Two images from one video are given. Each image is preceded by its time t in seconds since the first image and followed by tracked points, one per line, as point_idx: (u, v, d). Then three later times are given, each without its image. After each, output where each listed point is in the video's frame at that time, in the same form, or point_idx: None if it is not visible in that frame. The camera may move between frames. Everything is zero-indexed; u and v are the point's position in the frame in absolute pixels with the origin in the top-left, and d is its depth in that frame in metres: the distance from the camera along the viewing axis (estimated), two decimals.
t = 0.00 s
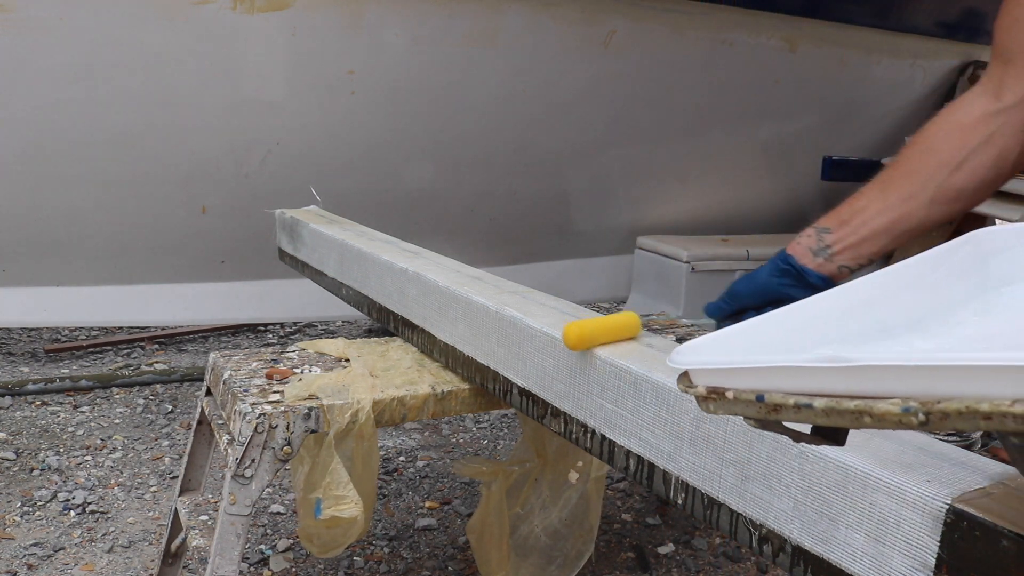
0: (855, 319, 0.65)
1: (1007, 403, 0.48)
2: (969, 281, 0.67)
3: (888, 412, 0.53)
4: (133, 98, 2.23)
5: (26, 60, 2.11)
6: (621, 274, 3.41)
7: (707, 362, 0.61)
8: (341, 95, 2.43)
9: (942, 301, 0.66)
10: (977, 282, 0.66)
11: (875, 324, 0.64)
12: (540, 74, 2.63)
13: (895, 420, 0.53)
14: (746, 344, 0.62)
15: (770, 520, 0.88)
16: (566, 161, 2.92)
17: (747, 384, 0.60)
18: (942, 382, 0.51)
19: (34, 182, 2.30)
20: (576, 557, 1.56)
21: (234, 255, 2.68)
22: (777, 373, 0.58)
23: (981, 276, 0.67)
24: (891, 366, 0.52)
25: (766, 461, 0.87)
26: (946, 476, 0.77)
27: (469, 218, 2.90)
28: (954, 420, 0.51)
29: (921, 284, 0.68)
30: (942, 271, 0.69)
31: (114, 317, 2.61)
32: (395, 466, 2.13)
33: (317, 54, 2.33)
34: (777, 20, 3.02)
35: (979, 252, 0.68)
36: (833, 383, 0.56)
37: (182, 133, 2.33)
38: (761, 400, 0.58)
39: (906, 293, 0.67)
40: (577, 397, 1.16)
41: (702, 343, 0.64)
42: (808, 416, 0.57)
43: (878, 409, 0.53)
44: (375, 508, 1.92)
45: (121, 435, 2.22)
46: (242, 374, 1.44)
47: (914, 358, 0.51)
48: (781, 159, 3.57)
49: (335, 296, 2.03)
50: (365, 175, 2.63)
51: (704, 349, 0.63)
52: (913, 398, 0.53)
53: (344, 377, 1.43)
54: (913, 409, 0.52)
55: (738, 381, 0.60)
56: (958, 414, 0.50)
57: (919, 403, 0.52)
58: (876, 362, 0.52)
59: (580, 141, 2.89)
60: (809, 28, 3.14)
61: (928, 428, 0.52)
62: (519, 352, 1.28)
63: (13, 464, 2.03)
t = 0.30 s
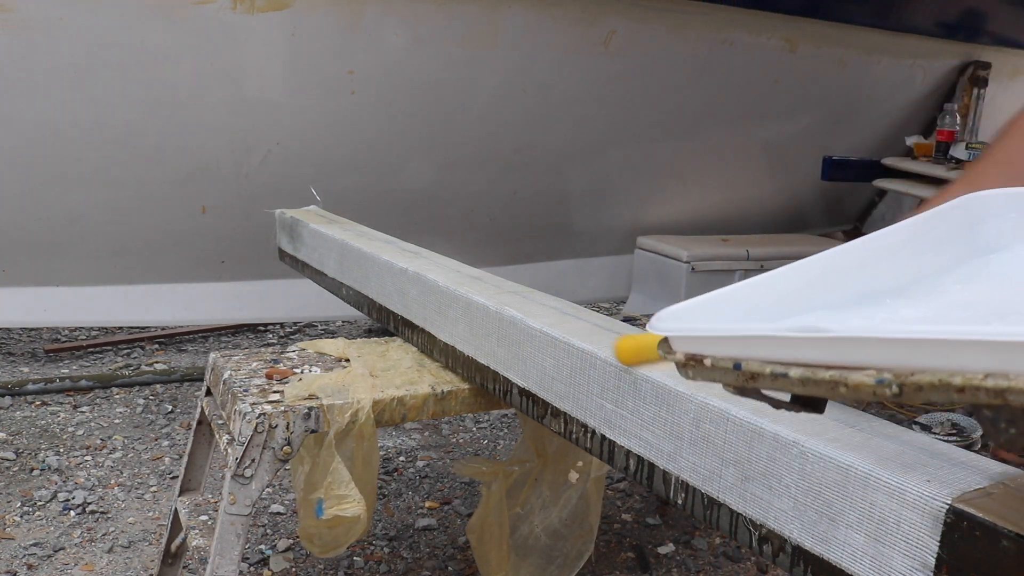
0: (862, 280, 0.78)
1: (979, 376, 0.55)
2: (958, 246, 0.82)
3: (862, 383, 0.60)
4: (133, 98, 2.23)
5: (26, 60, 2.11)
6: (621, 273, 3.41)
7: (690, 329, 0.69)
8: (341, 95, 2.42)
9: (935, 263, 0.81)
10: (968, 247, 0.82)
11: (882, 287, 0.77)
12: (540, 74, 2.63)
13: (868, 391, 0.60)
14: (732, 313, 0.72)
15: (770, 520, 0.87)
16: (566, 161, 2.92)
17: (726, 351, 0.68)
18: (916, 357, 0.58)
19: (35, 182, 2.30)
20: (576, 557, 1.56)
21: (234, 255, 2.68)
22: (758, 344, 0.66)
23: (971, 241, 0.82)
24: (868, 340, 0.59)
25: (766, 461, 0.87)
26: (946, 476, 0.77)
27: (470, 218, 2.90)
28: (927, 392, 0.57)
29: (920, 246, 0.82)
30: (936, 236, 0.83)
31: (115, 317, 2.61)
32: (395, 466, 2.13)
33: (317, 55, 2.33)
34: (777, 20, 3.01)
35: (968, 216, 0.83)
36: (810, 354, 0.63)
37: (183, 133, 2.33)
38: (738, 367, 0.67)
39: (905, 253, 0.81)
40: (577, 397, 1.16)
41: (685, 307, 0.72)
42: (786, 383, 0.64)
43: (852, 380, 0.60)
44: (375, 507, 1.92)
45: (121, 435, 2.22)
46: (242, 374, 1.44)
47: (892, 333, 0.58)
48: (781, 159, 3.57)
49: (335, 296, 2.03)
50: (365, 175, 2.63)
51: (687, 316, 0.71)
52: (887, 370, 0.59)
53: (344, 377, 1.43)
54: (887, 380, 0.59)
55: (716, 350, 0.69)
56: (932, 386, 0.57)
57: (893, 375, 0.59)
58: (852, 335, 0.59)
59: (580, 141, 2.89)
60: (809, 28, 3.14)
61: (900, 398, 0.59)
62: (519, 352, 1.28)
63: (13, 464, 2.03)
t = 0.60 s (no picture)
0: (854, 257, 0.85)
1: (948, 378, 0.54)
2: (939, 229, 0.91)
3: (830, 382, 0.59)
4: (132, 98, 2.23)
5: (26, 60, 2.11)
6: (620, 273, 3.41)
7: (659, 321, 0.69)
8: (341, 95, 2.42)
9: (918, 244, 0.89)
10: (942, 252, 0.88)
11: (855, 277, 0.82)
12: (540, 74, 2.63)
13: (835, 389, 0.59)
14: (707, 303, 0.73)
15: (770, 520, 0.87)
16: (566, 161, 2.92)
17: (697, 344, 0.67)
18: (883, 356, 0.57)
19: (35, 182, 2.30)
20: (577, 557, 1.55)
21: (234, 255, 2.68)
22: (728, 338, 0.65)
23: (950, 224, 0.92)
24: (840, 336, 0.58)
25: (766, 461, 0.87)
26: (946, 477, 0.77)
27: (469, 218, 2.90)
28: (895, 393, 0.57)
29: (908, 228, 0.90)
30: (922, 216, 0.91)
31: (114, 317, 2.61)
32: (395, 466, 2.13)
33: (317, 54, 2.33)
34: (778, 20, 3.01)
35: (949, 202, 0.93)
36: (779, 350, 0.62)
37: (182, 133, 2.33)
38: (705, 361, 0.66)
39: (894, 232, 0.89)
40: (577, 397, 1.16)
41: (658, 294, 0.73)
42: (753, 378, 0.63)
43: (821, 378, 0.59)
44: (375, 507, 1.92)
45: (121, 435, 2.23)
46: (242, 374, 1.44)
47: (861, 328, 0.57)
48: (781, 159, 3.57)
49: (335, 295, 2.03)
50: (365, 175, 2.63)
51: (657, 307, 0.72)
52: (855, 369, 0.59)
53: (344, 377, 1.43)
54: (854, 380, 0.58)
55: (685, 342, 0.68)
56: (900, 386, 0.56)
57: (860, 374, 0.58)
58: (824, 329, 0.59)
59: (580, 141, 2.89)
60: (809, 28, 3.14)
61: (867, 398, 0.58)
62: (519, 352, 1.28)
63: (13, 464, 2.03)
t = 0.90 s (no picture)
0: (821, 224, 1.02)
1: (874, 292, 0.80)
2: (937, 204, 1.01)
3: (771, 300, 0.88)
4: (133, 98, 2.23)
5: (27, 60, 2.11)
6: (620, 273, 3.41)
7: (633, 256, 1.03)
8: (341, 95, 2.42)
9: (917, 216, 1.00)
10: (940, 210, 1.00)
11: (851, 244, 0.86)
12: (540, 74, 2.63)
13: (774, 305, 0.88)
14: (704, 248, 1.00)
15: (770, 520, 0.87)
16: (566, 161, 2.92)
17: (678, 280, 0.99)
18: (817, 279, 0.85)
19: (35, 182, 2.30)
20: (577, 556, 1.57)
21: (235, 255, 2.68)
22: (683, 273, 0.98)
23: (944, 203, 1.01)
24: (780, 258, 0.86)
25: (766, 461, 0.87)
26: (946, 477, 0.77)
27: (470, 218, 2.90)
28: (828, 309, 0.84)
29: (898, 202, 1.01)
30: (912, 193, 1.02)
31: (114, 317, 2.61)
32: (395, 466, 2.13)
33: (317, 54, 2.33)
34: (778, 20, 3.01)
35: (949, 176, 1.02)
36: (722, 279, 0.93)
37: (183, 132, 2.33)
38: (666, 289, 1.00)
39: (888, 207, 1.01)
40: (577, 397, 1.16)
41: (630, 237, 1.08)
42: (704, 302, 0.95)
43: (762, 297, 0.89)
44: (375, 507, 1.92)
45: (121, 435, 2.22)
46: (242, 374, 1.44)
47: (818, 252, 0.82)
48: (781, 159, 3.57)
49: (335, 295, 2.03)
50: (365, 175, 2.63)
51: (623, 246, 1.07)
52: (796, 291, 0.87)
53: (344, 377, 1.43)
54: (790, 297, 0.87)
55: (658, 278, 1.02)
56: (833, 301, 0.83)
57: (797, 295, 0.86)
58: (772, 253, 0.86)
59: (580, 141, 2.89)
60: (809, 28, 3.14)
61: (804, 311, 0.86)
62: (519, 352, 1.28)
63: (13, 464, 2.03)
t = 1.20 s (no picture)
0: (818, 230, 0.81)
1: (823, 328, 0.57)
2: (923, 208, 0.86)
3: (732, 330, 0.62)
4: (132, 98, 2.22)
5: (25, 60, 2.10)
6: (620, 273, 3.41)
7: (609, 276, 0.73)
8: (341, 95, 2.42)
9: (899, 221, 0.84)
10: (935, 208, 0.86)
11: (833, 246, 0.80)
12: (540, 74, 2.63)
13: (737, 338, 0.62)
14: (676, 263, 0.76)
15: (770, 520, 0.88)
16: (566, 160, 2.92)
17: (636, 300, 0.71)
18: (779, 307, 0.60)
19: (35, 182, 2.30)
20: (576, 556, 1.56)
21: (234, 255, 2.68)
22: (656, 291, 0.69)
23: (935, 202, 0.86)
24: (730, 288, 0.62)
25: (766, 461, 0.87)
26: (946, 477, 0.77)
27: (469, 217, 2.90)
28: (785, 341, 0.60)
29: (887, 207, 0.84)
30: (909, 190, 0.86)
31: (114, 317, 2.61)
32: (395, 466, 2.13)
33: (316, 54, 2.33)
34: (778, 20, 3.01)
35: (936, 177, 0.87)
36: (700, 303, 0.66)
37: (182, 132, 2.33)
38: (644, 314, 0.69)
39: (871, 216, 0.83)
40: (578, 397, 1.16)
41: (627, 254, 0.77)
42: (682, 331, 0.66)
43: (725, 327, 0.63)
44: (375, 507, 1.92)
45: (121, 435, 2.22)
46: (242, 374, 1.44)
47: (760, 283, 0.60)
48: (781, 158, 3.57)
49: (335, 296, 2.03)
50: (365, 175, 2.63)
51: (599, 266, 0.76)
52: (755, 321, 0.62)
53: (344, 377, 1.43)
54: (752, 328, 0.61)
55: (630, 298, 0.72)
56: (790, 334, 0.59)
57: (757, 324, 0.62)
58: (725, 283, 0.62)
59: (579, 141, 2.89)
60: (810, 28, 3.13)
61: (764, 346, 0.61)
62: (519, 352, 1.28)
63: (13, 464, 2.03)
